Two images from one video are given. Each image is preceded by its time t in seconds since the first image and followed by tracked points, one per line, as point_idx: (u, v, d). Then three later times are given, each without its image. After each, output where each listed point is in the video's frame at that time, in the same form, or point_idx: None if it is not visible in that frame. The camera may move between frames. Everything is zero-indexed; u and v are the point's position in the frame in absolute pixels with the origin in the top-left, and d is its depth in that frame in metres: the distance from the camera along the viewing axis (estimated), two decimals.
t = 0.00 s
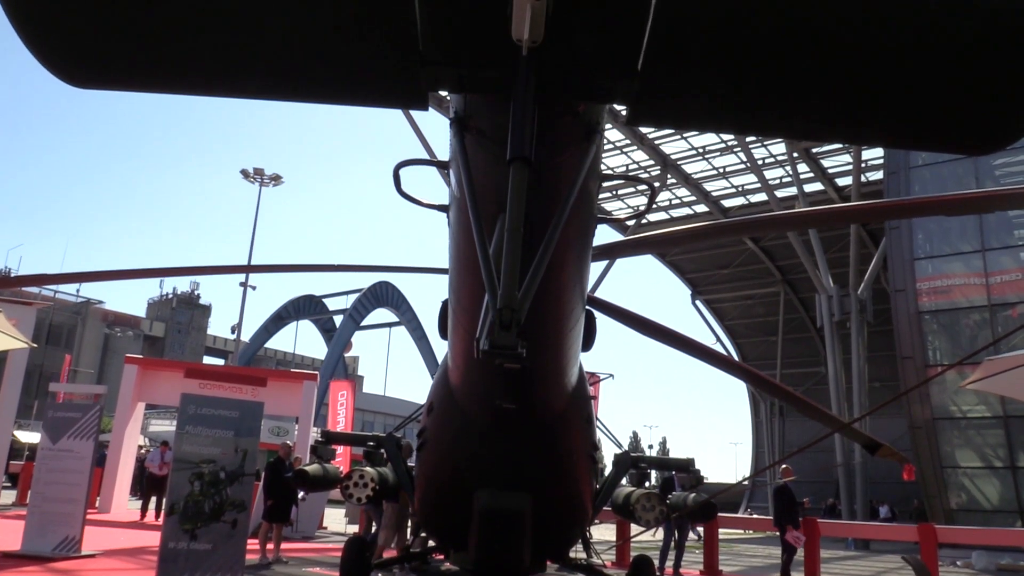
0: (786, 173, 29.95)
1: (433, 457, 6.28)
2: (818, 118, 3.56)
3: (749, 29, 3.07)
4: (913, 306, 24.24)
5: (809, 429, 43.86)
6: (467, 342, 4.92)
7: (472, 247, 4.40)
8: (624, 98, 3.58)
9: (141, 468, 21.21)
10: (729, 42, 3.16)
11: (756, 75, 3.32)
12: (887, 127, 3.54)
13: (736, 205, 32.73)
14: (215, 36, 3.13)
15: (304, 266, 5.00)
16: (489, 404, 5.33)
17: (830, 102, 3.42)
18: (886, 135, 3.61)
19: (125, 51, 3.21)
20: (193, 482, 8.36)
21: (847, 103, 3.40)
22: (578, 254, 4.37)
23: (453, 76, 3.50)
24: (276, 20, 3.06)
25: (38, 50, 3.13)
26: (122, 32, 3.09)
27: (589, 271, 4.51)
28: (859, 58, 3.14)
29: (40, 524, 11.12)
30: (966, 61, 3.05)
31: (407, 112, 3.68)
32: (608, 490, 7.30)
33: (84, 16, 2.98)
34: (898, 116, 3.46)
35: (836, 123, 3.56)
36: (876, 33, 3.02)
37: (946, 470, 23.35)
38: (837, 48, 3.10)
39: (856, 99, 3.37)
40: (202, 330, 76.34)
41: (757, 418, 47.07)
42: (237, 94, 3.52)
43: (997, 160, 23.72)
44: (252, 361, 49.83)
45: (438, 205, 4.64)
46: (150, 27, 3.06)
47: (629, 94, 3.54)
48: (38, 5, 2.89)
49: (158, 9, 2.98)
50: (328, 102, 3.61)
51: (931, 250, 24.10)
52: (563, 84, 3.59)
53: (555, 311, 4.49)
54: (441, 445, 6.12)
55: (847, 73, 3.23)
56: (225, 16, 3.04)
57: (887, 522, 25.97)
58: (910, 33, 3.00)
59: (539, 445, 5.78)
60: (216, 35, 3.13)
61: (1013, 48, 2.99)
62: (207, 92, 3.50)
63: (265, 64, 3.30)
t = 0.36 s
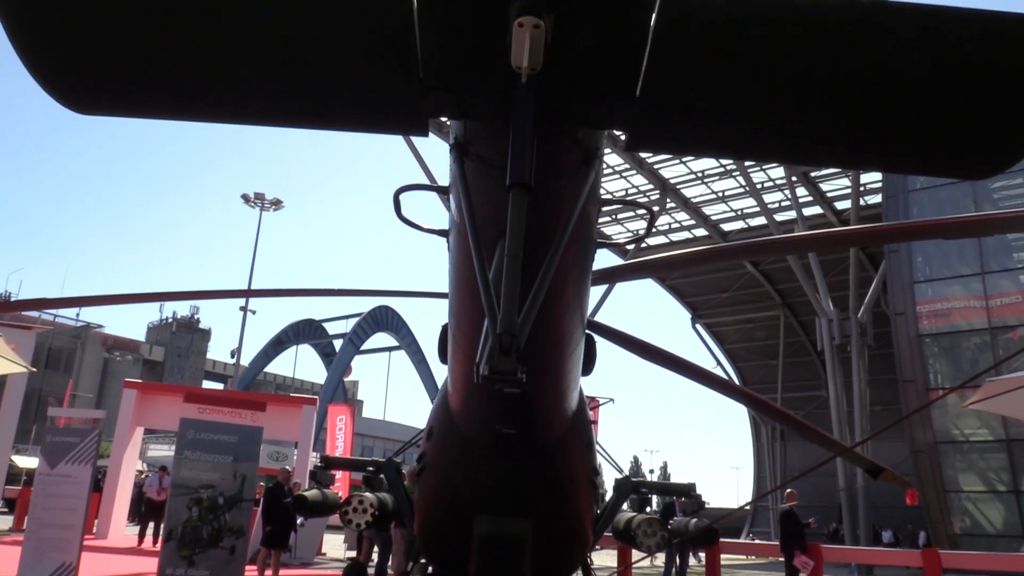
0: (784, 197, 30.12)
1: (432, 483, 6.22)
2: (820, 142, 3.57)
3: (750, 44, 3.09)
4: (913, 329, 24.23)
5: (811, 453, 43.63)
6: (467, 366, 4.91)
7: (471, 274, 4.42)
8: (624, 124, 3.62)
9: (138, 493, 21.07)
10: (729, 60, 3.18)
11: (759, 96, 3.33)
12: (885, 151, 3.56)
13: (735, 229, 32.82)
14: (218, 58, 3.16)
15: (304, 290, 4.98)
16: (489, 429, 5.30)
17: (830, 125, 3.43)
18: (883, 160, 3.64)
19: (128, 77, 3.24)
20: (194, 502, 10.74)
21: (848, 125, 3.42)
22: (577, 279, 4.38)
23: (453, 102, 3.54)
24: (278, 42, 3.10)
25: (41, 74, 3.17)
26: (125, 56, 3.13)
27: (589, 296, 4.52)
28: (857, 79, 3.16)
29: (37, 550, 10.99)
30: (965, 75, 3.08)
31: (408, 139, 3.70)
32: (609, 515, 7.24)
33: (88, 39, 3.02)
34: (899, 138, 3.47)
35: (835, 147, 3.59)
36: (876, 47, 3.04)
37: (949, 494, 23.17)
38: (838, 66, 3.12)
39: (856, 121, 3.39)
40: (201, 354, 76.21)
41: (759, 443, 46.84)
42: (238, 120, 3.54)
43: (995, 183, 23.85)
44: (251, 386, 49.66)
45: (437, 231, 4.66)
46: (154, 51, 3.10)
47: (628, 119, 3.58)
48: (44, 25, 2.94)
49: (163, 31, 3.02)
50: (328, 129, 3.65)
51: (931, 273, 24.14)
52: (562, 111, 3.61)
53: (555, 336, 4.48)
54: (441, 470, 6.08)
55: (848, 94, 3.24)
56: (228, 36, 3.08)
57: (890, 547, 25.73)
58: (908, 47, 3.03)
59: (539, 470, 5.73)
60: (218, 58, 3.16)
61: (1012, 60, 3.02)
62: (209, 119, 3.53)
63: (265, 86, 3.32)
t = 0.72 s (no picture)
0: (783, 228, 30.30)
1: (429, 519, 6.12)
2: (816, 173, 3.60)
3: (748, 79, 3.11)
4: (914, 360, 24.20)
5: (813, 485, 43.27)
6: (466, 398, 4.89)
7: (471, 305, 4.43)
8: (625, 157, 3.65)
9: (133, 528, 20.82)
10: (726, 93, 3.20)
11: (760, 127, 3.35)
12: (884, 181, 3.59)
13: (734, 259, 32.92)
14: (214, 88, 3.18)
15: (302, 322, 4.99)
16: (489, 464, 5.24)
17: (831, 155, 3.46)
18: (883, 191, 3.66)
19: (127, 111, 3.30)
20: (189, 534, 12.91)
21: (848, 156, 3.45)
22: (577, 310, 4.38)
23: (453, 136, 3.57)
24: (272, 79, 3.14)
25: (43, 109, 3.24)
26: (124, 91, 3.20)
27: (589, 326, 4.52)
28: (853, 111, 3.19)
29: None
30: (961, 107, 3.10)
31: (408, 171, 3.75)
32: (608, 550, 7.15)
33: (86, 74, 3.09)
34: (895, 169, 3.49)
35: (834, 178, 3.61)
36: (871, 83, 3.07)
37: (954, 527, 22.89)
38: (833, 99, 3.15)
39: (857, 153, 3.42)
40: (199, 386, 75.84)
41: (761, 474, 46.49)
42: (236, 154, 3.59)
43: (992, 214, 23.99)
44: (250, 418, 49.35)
45: (437, 262, 4.68)
46: (152, 86, 3.16)
47: (627, 151, 3.61)
48: (44, 60, 3.02)
49: (159, 69, 3.09)
50: (328, 160, 3.68)
51: (930, 303, 24.22)
52: (560, 147, 3.64)
53: (556, 368, 4.46)
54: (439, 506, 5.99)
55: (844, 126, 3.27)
56: (224, 65, 3.09)
57: None
58: (904, 82, 3.05)
59: (538, 505, 5.64)
60: (214, 94, 3.21)
61: (1008, 95, 3.04)
62: (207, 152, 3.57)
63: (261, 121, 3.37)
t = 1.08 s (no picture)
0: (782, 254, 30.37)
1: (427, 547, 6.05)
2: (816, 196, 3.62)
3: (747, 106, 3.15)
4: (915, 385, 24.14)
5: (816, 512, 42.89)
6: (465, 423, 4.87)
7: (472, 332, 4.43)
8: (624, 184, 3.67)
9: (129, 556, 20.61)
10: (724, 120, 3.24)
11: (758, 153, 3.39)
12: (882, 207, 3.62)
13: (733, 285, 32.95)
14: (217, 115, 3.22)
15: (301, 347, 4.98)
16: (488, 490, 5.20)
17: (828, 181, 3.48)
18: (881, 217, 3.69)
19: (128, 139, 3.35)
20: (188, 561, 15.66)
21: (846, 183, 3.47)
22: (577, 336, 4.38)
23: (453, 164, 3.60)
24: (269, 106, 3.17)
25: (45, 134, 3.29)
26: (124, 118, 3.24)
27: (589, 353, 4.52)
28: (851, 139, 3.22)
29: None
30: (960, 129, 3.12)
31: (409, 198, 3.77)
32: None
33: (88, 99, 3.14)
34: (895, 192, 3.50)
35: (832, 203, 3.63)
36: (870, 108, 3.09)
37: (958, 553, 22.65)
38: (830, 127, 3.18)
39: (854, 179, 3.45)
40: (197, 412, 75.41)
41: (763, 501, 46.09)
42: (238, 179, 3.61)
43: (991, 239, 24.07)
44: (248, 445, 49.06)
45: (437, 287, 4.69)
46: (157, 113, 3.19)
47: (627, 178, 3.64)
48: (47, 86, 3.07)
49: (158, 96, 3.12)
50: (329, 185, 3.71)
51: (931, 328, 24.25)
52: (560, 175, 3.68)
53: (556, 393, 4.45)
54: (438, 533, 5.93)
55: (842, 150, 3.29)
56: (227, 92, 3.12)
57: None
58: (900, 111, 3.09)
59: (539, 533, 5.58)
60: (214, 121, 3.25)
61: (1005, 121, 3.07)
62: (209, 177, 3.59)
63: (263, 146, 3.39)
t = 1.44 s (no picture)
0: (782, 277, 30.42)
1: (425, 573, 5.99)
2: (815, 222, 3.64)
3: (745, 130, 3.18)
4: (916, 409, 24.06)
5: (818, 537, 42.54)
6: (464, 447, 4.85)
7: (472, 357, 4.44)
8: (623, 209, 3.69)
9: None
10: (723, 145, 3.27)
11: (755, 178, 3.41)
12: (879, 231, 3.64)
13: (733, 308, 32.96)
14: (219, 140, 3.24)
15: (302, 371, 4.99)
16: (487, 515, 5.16)
17: (826, 206, 3.51)
18: (879, 240, 3.70)
19: (131, 163, 3.37)
20: None
21: (844, 207, 3.49)
22: (577, 360, 4.38)
23: (453, 189, 3.62)
24: (270, 132, 3.20)
25: (47, 161, 3.32)
26: (128, 145, 3.28)
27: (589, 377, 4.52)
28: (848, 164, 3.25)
29: None
30: (957, 154, 3.14)
31: (409, 222, 3.79)
32: None
33: (91, 126, 3.19)
34: (893, 216, 3.52)
35: (830, 227, 3.65)
36: (867, 133, 3.11)
37: None
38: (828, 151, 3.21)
39: (852, 204, 3.47)
40: (196, 436, 74.99)
41: (764, 526, 45.74)
42: (238, 204, 3.63)
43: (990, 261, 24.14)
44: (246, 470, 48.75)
45: (437, 312, 4.70)
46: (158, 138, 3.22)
47: (626, 202, 3.65)
48: (52, 112, 3.11)
49: (162, 121, 3.15)
50: (330, 210, 3.72)
51: (931, 351, 24.25)
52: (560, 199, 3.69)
53: (556, 417, 4.43)
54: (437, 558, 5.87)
55: (839, 176, 3.32)
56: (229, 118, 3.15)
57: None
58: (897, 135, 3.12)
59: (538, 558, 5.53)
60: (215, 147, 3.28)
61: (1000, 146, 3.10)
62: (208, 202, 3.61)
63: (263, 172, 3.42)
